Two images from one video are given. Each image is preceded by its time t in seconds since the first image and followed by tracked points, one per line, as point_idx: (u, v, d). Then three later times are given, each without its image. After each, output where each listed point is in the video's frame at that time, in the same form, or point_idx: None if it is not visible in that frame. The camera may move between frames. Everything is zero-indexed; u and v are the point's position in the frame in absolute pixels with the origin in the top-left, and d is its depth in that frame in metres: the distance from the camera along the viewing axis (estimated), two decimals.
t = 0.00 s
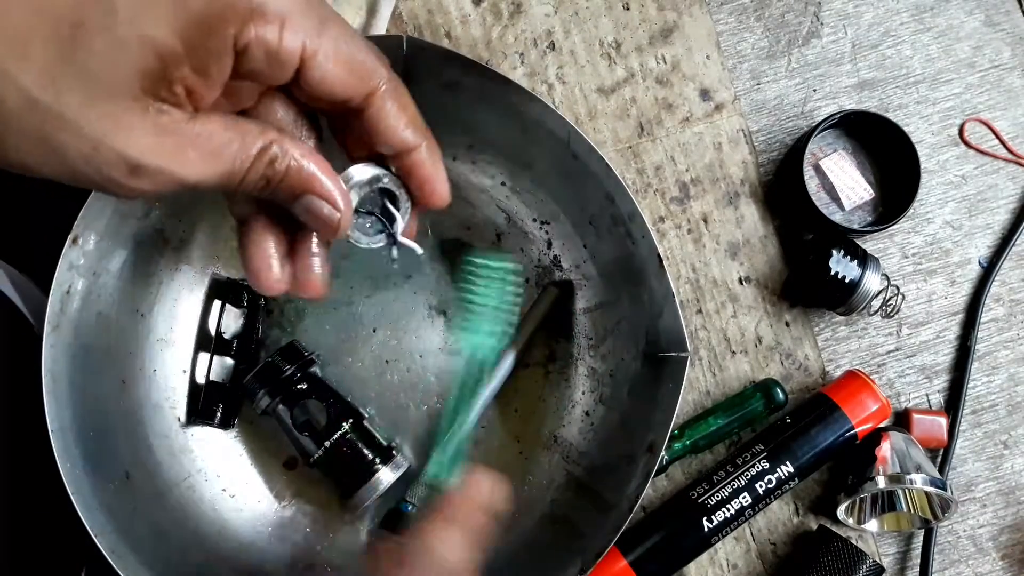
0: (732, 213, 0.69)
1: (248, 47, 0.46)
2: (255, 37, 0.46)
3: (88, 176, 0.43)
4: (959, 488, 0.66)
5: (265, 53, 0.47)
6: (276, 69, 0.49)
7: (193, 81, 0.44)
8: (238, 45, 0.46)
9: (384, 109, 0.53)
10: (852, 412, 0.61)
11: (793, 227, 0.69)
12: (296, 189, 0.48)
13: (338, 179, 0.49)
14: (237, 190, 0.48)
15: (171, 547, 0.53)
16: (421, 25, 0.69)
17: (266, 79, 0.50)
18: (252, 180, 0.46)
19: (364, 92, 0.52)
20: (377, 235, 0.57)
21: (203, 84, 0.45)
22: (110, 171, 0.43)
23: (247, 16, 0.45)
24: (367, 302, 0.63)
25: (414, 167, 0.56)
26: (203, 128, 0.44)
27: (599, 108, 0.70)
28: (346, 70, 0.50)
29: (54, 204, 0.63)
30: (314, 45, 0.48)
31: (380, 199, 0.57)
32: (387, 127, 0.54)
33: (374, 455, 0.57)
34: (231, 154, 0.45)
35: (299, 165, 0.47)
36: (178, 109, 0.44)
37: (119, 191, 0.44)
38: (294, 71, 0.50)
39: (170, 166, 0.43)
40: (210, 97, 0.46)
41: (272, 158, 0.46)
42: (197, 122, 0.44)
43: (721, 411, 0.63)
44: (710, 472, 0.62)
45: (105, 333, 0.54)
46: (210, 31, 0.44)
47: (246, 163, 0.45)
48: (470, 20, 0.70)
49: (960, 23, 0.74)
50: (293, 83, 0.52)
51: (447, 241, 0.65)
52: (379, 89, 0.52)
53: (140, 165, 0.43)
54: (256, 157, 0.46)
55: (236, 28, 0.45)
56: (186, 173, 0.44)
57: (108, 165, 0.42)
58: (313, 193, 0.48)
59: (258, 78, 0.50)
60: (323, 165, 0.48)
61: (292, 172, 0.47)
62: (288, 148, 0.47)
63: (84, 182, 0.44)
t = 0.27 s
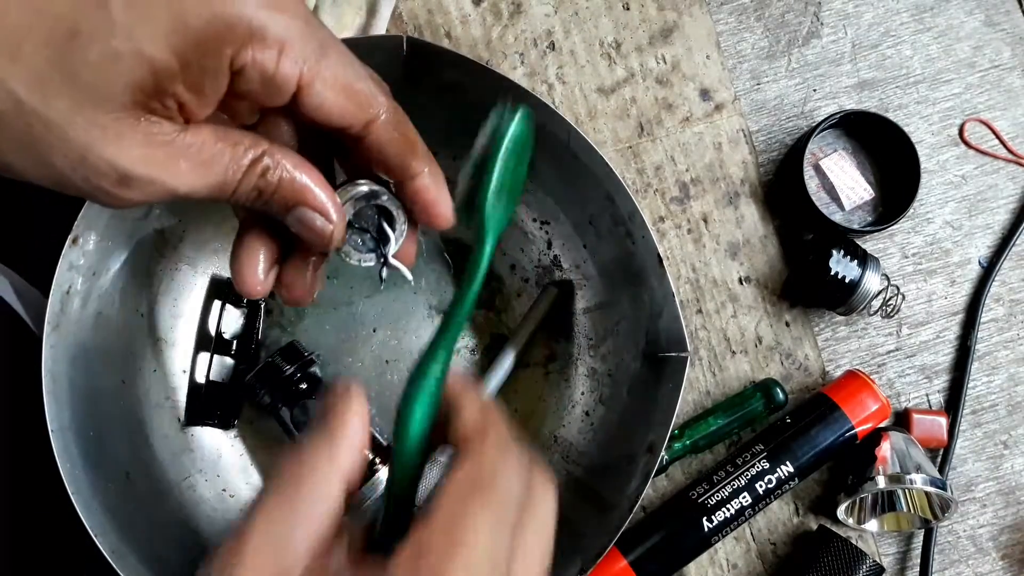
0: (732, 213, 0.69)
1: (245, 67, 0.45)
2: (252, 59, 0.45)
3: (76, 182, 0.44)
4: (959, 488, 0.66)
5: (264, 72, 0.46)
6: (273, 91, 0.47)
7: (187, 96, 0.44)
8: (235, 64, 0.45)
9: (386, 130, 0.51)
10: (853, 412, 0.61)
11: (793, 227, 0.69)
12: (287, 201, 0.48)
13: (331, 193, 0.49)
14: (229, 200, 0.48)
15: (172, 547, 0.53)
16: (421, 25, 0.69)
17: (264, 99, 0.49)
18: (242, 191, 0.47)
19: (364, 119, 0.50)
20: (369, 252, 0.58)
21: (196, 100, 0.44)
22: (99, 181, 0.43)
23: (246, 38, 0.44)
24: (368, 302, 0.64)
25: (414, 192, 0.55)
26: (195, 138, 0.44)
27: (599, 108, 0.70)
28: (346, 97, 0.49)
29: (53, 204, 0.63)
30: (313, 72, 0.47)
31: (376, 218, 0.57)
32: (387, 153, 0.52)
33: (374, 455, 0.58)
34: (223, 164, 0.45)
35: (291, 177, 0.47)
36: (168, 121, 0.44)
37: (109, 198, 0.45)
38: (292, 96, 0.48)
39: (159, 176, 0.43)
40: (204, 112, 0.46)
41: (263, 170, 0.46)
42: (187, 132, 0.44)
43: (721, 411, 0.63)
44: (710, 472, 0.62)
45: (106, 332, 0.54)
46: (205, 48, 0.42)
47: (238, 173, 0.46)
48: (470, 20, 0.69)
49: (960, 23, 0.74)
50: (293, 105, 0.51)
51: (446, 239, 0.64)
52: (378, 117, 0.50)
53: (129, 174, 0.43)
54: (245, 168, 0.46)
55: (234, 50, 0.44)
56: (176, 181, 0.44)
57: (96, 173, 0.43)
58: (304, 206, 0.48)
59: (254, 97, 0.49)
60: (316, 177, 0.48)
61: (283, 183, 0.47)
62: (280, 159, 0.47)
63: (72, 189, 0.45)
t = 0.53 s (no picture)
0: (732, 213, 0.69)
1: (234, 66, 0.44)
2: (241, 58, 0.44)
3: (65, 188, 0.43)
4: (959, 488, 0.66)
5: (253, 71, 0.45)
6: (265, 87, 0.47)
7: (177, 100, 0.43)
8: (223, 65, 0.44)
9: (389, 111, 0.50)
10: (853, 412, 0.61)
11: (793, 227, 0.69)
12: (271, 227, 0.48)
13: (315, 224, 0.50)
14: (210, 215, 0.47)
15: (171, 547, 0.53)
16: (421, 25, 0.69)
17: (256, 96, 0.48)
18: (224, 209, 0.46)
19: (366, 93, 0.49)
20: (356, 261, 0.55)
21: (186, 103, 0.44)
22: (88, 187, 0.43)
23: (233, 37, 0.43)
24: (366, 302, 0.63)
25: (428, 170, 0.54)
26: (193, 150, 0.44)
27: (599, 108, 0.69)
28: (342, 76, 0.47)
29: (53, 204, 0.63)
30: (303, 58, 0.45)
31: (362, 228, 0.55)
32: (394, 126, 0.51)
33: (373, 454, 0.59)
34: (214, 182, 0.44)
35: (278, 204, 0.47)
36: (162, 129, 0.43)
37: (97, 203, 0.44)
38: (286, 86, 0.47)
39: (147, 188, 0.43)
40: (195, 116, 0.45)
41: (252, 195, 0.46)
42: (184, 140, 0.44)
43: (721, 411, 0.63)
44: (710, 472, 0.62)
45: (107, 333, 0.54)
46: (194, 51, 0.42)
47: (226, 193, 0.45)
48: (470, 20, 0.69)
49: (960, 23, 0.74)
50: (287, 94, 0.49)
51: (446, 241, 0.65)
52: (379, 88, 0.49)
53: (117, 183, 0.42)
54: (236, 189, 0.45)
55: (221, 49, 0.43)
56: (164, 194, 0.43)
57: (86, 180, 0.42)
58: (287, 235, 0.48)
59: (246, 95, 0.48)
60: (303, 209, 0.48)
61: (270, 210, 0.47)
62: (271, 185, 0.47)
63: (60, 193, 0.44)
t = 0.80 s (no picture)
0: (732, 213, 0.69)
1: (218, 87, 0.44)
2: (222, 80, 0.43)
3: (69, 215, 0.44)
4: (959, 488, 0.66)
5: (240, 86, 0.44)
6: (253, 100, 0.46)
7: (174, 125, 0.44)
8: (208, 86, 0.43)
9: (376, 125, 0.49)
10: (853, 412, 0.61)
11: (793, 227, 0.69)
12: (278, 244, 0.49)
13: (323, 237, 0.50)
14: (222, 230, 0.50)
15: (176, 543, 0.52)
16: (421, 25, 0.69)
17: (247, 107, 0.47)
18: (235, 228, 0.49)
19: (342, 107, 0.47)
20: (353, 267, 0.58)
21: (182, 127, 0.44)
22: (96, 214, 0.44)
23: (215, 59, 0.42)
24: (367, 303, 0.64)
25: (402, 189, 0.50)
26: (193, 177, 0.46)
27: (599, 108, 0.69)
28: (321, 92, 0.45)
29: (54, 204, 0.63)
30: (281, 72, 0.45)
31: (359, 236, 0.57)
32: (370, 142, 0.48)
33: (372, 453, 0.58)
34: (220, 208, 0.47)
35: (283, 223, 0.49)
36: (167, 158, 0.45)
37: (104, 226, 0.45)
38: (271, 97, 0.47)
39: (158, 219, 0.46)
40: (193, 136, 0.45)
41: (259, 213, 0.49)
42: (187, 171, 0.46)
43: (721, 411, 0.63)
44: (710, 472, 0.62)
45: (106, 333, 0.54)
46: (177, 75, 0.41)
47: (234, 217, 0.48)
48: (470, 20, 0.70)
49: (960, 24, 0.74)
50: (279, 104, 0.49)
51: (448, 243, 0.66)
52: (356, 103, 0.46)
53: (127, 214, 0.45)
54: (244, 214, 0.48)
55: (202, 73, 0.42)
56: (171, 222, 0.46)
57: (94, 210, 0.44)
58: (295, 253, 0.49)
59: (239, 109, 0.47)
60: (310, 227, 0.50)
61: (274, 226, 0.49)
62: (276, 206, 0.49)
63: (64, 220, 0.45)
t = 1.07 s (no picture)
0: (732, 213, 0.69)
1: (215, 42, 0.44)
2: (222, 31, 0.44)
3: (66, 176, 0.44)
4: (959, 488, 0.66)
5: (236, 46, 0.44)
6: (249, 64, 0.47)
7: (165, 80, 0.43)
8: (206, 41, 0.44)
9: (368, 97, 0.51)
10: (853, 412, 0.61)
11: (793, 227, 0.69)
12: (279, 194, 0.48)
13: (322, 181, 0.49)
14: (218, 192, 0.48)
15: (171, 546, 0.53)
16: (421, 25, 0.69)
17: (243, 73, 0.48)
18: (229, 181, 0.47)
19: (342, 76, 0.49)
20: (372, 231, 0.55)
21: (176, 85, 0.44)
22: (88, 174, 0.44)
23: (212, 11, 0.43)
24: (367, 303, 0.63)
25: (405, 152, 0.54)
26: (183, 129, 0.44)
27: (599, 108, 0.69)
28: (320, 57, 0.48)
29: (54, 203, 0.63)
30: (285, 32, 0.46)
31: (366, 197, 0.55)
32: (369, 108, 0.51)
33: (373, 455, 0.57)
34: (212, 155, 0.45)
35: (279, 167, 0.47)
36: (154, 111, 0.44)
37: (101, 194, 0.45)
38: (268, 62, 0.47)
39: (145, 169, 0.44)
40: (188, 97, 0.45)
41: (252, 161, 0.46)
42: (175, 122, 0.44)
43: (721, 411, 0.63)
44: (710, 472, 0.62)
45: (105, 331, 0.54)
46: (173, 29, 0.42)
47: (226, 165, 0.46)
48: (470, 20, 0.69)
49: (960, 23, 0.74)
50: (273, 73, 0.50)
51: (448, 242, 0.65)
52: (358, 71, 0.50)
53: (115, 165, 0.43)
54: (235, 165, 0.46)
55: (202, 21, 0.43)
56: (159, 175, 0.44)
57: (84, 169, 0.44)
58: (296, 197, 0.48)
59: (234, 73, 0.48)
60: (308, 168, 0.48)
61: (272, 174, 0.47)
62: (269, 150, 0.47)
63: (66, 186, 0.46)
